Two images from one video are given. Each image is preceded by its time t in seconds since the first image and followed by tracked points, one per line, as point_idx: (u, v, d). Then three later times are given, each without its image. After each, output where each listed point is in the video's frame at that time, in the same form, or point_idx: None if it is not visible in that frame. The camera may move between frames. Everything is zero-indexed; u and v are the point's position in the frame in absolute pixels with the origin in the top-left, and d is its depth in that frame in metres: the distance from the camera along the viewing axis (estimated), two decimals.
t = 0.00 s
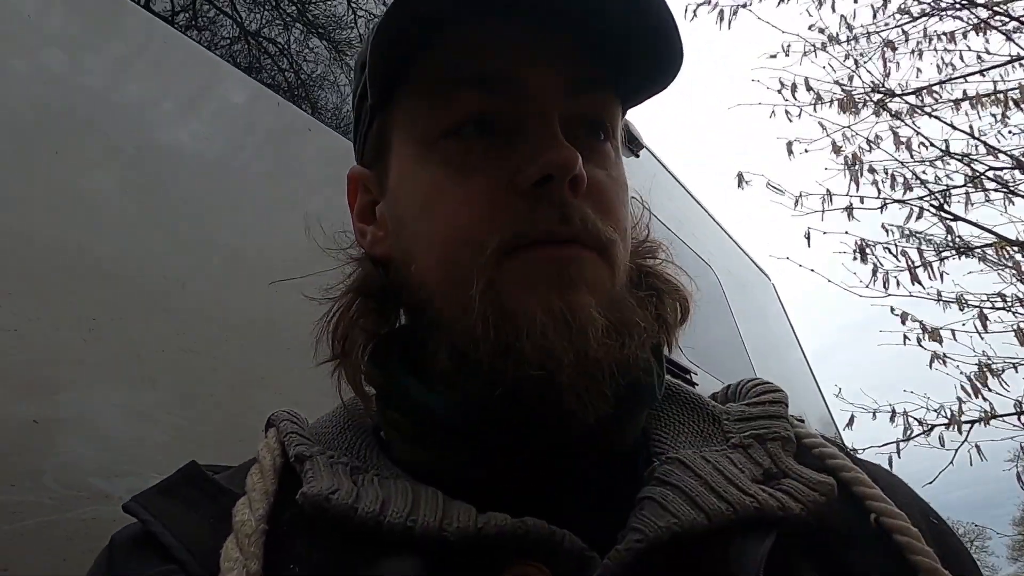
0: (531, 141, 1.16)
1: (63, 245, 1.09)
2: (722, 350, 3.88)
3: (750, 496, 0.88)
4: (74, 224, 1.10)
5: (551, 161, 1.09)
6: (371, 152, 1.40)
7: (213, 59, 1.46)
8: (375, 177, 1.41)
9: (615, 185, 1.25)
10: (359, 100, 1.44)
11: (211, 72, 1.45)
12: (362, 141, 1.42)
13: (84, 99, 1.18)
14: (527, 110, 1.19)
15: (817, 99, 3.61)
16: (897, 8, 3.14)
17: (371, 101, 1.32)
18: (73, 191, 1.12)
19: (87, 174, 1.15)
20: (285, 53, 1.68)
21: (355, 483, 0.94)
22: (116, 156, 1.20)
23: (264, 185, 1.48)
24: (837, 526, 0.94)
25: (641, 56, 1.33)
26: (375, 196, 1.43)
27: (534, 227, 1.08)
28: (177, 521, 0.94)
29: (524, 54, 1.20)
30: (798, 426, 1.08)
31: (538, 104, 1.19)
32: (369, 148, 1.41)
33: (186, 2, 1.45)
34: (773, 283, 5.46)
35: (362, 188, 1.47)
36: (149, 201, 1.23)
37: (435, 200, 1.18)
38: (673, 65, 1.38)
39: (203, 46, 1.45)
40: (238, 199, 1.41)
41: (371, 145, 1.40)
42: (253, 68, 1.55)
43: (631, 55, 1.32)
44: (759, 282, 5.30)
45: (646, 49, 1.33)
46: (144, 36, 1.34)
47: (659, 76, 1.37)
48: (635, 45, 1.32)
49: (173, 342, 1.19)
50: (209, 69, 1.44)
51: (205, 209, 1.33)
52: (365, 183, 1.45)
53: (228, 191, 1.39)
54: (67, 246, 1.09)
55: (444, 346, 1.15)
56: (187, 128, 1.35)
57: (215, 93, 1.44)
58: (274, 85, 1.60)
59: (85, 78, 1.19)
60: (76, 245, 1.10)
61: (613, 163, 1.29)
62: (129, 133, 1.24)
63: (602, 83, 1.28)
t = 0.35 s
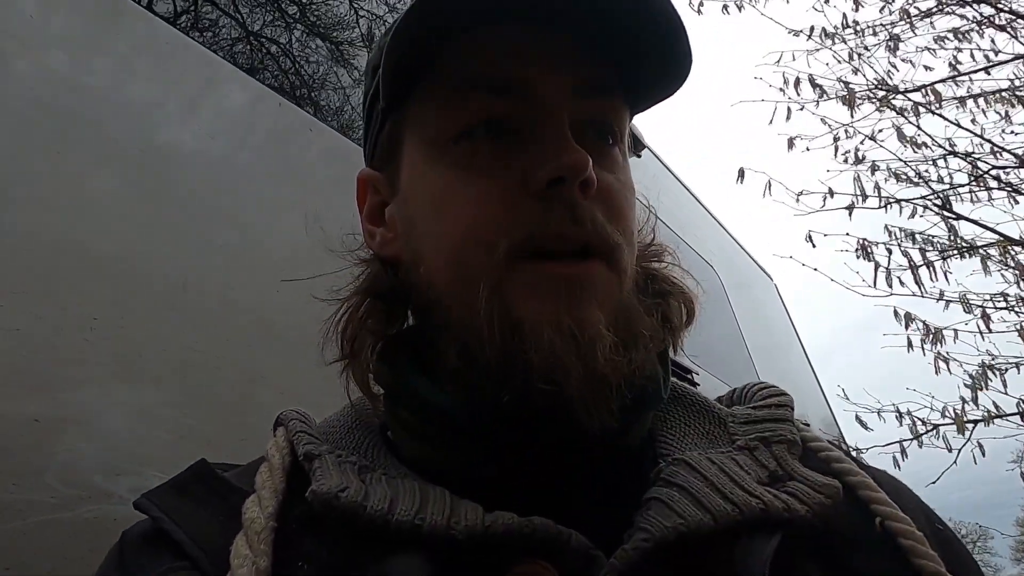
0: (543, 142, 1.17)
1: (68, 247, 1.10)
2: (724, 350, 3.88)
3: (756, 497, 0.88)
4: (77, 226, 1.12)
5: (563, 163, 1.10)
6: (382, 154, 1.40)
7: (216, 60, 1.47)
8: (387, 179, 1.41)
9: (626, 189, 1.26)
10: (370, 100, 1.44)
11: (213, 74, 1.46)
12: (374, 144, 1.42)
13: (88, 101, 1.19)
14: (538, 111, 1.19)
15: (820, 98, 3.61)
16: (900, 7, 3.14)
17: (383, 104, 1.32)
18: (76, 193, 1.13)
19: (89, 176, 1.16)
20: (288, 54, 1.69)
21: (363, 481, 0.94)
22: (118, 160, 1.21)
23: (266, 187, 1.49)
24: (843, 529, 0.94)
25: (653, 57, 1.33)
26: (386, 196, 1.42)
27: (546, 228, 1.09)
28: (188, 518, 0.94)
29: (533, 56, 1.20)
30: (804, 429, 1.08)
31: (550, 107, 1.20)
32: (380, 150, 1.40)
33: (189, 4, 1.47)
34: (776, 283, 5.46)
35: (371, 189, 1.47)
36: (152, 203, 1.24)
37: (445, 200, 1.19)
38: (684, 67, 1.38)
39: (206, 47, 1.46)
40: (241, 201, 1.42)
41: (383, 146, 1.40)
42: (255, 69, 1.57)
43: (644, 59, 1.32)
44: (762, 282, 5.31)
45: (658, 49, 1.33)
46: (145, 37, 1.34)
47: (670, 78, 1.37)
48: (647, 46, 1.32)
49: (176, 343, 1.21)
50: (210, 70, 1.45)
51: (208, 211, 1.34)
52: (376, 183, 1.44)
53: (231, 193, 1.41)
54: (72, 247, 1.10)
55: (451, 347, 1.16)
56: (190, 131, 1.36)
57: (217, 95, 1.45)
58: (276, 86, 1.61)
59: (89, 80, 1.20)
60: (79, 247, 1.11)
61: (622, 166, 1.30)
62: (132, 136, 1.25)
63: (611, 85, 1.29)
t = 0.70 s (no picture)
0: (546, 138, 1.16)
1: (64, 245, 1.10)
2: (724, 349, 3.88)
3: (748, 498, 0.88)
4: (75, 225, 1.13)
5: (563, 161, 1.11)
6: (382, 148, 1.40)
7: (218, 62, 1.49)
8: (385, 173, 1.42)
9: (626, 189, 1.27)
10: (370, 95, 1.44)
11: (212, 74, 1.47)
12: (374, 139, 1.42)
13: (87, 99, 1.20)
14: (540, 108, 1.19)
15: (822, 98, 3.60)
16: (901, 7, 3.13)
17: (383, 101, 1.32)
18: (74, 190, 1.14)
19: (87, 173, 1.17)
20: (290, 55, 1.71)
21: (356, 477, 0.95)
22: (116, 158, 1.22)
23: (262, 184, 1.50)
24: (837, 529, 0.94)
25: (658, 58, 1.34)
26: (385, 190, 1.43)
27: (547, 225, 1.09)
28: (181, 511, 0.95)
29: (532, 55, 1.20)
30: (799, 431, 1.08)
31: (552, 105, 1.19)
32: (380, 145, 1.41)
33: (192, 6, 1.48)
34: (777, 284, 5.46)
35: (369, 183, 1.47)
36: (149, 202, 1.25)
37: (444, 198, 1.19)
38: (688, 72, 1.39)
39: (208, 49, 1.48)
40: (238, 200, 1.43)
41: (382, 140, 1.40)
42: (257, 71, 1.58)
43: (651, 62, 1.33)
44: (763, 282, 5.30)
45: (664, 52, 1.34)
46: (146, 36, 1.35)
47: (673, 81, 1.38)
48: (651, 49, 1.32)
49: (171, 340, 1.22)
50: (210, 70, 1.46)
51: (205, 210, 1.35)
52: (374, 178, 1.45)
53: (228, 191, 1.42)
54: (68, 245, 1.11)
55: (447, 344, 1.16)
56: (187, 130, 1.37)
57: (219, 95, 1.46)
58: (279, 88, 1.63)
59: (87, 79, 1.21)
60: (75, 245, 1.12)
61: (622, 167, 1.30)
62: (130, 134, 1.25)
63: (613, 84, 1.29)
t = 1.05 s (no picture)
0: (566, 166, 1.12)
1: (65, 247, 1.10)
2: (726, 350, 3.88)
3: (749, 500, 0.88)
4: (75, 227, 1.13)
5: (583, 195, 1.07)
6: (394, 142, 1.36)
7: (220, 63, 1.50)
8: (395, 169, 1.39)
9: (644, 214, 1.23)
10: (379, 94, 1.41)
11: (212, 76, 1.47)
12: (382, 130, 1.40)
13: (87, 104, 1.20)
14: (560, 132, 1.14)
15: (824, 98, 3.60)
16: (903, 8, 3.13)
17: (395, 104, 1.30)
18: (75, 193, 1.14)
19: (88, 177, 1.17)
20: (291, 57, 1.73)
21: (357, 478, 0.94)
22: (116, 162, 1.22)
23: (263, 187, 1.50)
24: (839, 531, 0.94)
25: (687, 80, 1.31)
26: (394, 185, 1.41)
27: (560, 258, 1.06)
28: (183, 512, 0.95)
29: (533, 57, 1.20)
30: (800, 433, 1.08)
31: (573, 129, 1.15)
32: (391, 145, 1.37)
33: (194, 9, 1.50)
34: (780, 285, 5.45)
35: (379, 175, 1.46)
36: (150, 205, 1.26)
37: (456, 212, 1.15)
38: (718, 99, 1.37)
39: (210, 51, 1.49)
40: (238, 204, 1.43)
41: (394, 142, 1.36)
42: (258, 74, 1.60)
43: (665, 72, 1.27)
44: (766, 283, 5.30)
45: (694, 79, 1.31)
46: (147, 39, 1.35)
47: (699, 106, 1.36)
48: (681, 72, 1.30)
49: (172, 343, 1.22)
50: (208, 74, 1.46)
51: (204, 212, 1.35)
52: (383, 169, 1.43)
53: (228, 195, 1.41)
54: (69, 248, 1.11)
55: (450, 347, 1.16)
56: (188, 133, 1.37)
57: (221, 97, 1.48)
58: (279, 90, 1.65)
59: (85, 83, 1.21)
60: (75, 248, 1.12)
61: (640, 189, 1.26)
62: (129, 138, 1.25)
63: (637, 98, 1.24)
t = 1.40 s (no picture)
0: (588, 170, 1.05)
1: (60, 245, 1.10)
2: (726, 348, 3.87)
3: (739, 494, 0.88)
4: (72, 227, 1.12)
5: (606, 206, 1.02)
6: (405, 134, 1.29)
7: (224, 65, 1.51)
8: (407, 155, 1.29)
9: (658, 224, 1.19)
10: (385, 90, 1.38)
11: (212, 76, 1.47)
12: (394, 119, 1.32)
13: (86, 103, 1.19)
14: (585, 130, 1.07)
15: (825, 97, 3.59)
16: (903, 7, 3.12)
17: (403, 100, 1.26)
18: (69, 193, 1.13)
19: (86, 176, 1.17)
20: (294, 58, 1.73)
21: (346, 473, 0.94)
22: (116, 162, 1.22)
23: (263, 187, 1.49)
24: (832, 528, 0.94)
25: (730, 94, 1.24)
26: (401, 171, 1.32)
27: (579, 266, 1.01)
28: (173, 507, 0.94)
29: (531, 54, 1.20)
30: (793, 428, 1.08)
31: (599, 130, 1.07)
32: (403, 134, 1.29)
33: (197, 10, 1.50)
34: (781, 285, 5.45)
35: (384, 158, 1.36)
36: (149, 205, 1.26)
37: (471, 210, 1.09)
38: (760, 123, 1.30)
39: (212, 52, 1.49)
40: (237, 204, 1.42)
41: (406, 131, 1.28)
42: (261, 74, 1.60)
43: (693, 74, 1.16)
44: (766, 283, 5.29)
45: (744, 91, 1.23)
46: (146, 39, 1.34)
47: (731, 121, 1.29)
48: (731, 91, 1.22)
49: (168, 341, 1.22)
50: (209, 74, 1.46)
51: (202, 211, 1.35)
52: (391, 154, 1.33)
53: (228, 195, 1.41)
54: (67, 247, 1.11)
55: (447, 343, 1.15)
56: (188, 133, 1.37)
57: (223, 100, 1.48)
58: (283, 92, 1.65)
59: (85, 81, 1.21)
60: (74, 247, 1.12)
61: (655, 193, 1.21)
62: (129, 138, 1.25)
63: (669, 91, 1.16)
